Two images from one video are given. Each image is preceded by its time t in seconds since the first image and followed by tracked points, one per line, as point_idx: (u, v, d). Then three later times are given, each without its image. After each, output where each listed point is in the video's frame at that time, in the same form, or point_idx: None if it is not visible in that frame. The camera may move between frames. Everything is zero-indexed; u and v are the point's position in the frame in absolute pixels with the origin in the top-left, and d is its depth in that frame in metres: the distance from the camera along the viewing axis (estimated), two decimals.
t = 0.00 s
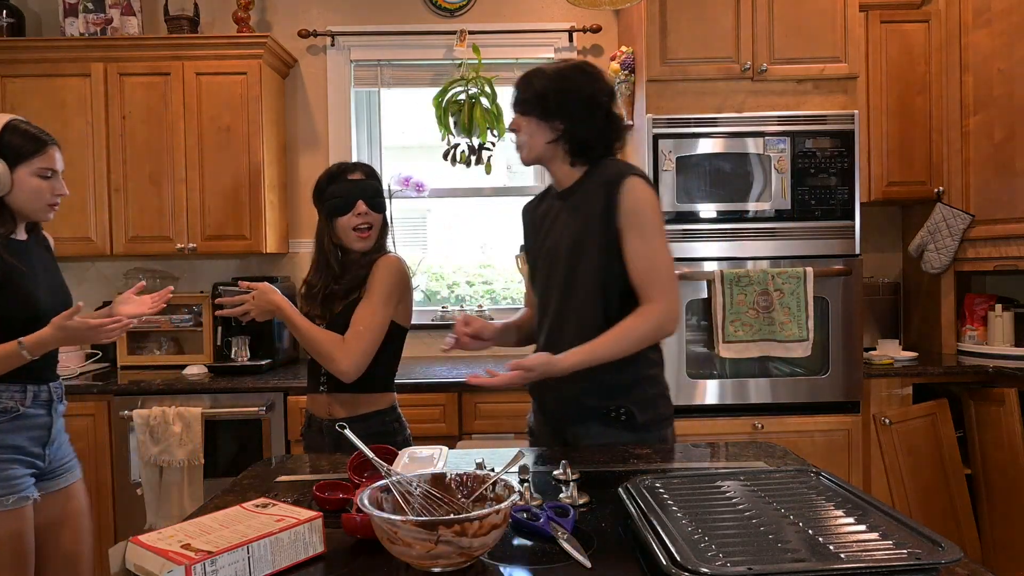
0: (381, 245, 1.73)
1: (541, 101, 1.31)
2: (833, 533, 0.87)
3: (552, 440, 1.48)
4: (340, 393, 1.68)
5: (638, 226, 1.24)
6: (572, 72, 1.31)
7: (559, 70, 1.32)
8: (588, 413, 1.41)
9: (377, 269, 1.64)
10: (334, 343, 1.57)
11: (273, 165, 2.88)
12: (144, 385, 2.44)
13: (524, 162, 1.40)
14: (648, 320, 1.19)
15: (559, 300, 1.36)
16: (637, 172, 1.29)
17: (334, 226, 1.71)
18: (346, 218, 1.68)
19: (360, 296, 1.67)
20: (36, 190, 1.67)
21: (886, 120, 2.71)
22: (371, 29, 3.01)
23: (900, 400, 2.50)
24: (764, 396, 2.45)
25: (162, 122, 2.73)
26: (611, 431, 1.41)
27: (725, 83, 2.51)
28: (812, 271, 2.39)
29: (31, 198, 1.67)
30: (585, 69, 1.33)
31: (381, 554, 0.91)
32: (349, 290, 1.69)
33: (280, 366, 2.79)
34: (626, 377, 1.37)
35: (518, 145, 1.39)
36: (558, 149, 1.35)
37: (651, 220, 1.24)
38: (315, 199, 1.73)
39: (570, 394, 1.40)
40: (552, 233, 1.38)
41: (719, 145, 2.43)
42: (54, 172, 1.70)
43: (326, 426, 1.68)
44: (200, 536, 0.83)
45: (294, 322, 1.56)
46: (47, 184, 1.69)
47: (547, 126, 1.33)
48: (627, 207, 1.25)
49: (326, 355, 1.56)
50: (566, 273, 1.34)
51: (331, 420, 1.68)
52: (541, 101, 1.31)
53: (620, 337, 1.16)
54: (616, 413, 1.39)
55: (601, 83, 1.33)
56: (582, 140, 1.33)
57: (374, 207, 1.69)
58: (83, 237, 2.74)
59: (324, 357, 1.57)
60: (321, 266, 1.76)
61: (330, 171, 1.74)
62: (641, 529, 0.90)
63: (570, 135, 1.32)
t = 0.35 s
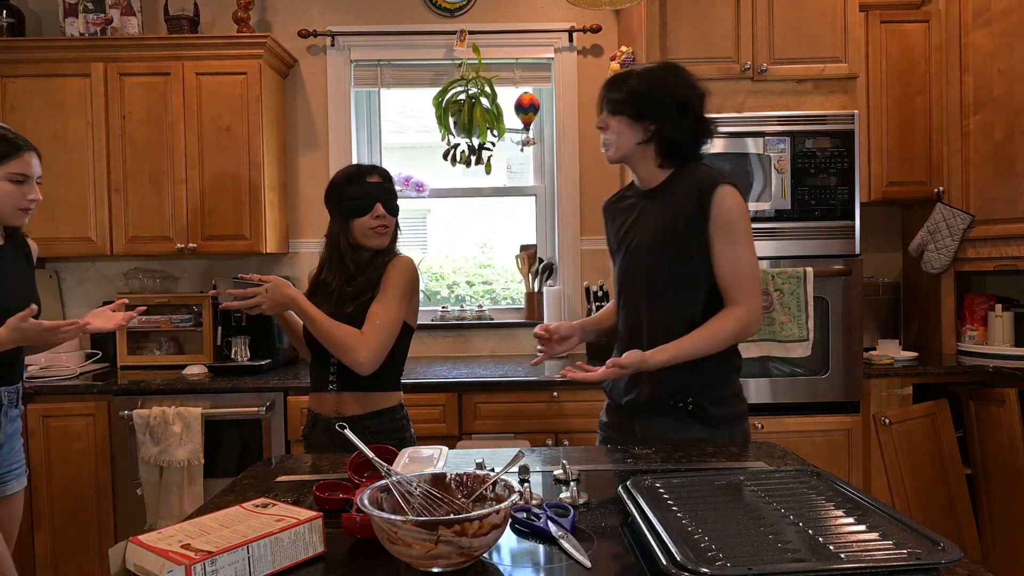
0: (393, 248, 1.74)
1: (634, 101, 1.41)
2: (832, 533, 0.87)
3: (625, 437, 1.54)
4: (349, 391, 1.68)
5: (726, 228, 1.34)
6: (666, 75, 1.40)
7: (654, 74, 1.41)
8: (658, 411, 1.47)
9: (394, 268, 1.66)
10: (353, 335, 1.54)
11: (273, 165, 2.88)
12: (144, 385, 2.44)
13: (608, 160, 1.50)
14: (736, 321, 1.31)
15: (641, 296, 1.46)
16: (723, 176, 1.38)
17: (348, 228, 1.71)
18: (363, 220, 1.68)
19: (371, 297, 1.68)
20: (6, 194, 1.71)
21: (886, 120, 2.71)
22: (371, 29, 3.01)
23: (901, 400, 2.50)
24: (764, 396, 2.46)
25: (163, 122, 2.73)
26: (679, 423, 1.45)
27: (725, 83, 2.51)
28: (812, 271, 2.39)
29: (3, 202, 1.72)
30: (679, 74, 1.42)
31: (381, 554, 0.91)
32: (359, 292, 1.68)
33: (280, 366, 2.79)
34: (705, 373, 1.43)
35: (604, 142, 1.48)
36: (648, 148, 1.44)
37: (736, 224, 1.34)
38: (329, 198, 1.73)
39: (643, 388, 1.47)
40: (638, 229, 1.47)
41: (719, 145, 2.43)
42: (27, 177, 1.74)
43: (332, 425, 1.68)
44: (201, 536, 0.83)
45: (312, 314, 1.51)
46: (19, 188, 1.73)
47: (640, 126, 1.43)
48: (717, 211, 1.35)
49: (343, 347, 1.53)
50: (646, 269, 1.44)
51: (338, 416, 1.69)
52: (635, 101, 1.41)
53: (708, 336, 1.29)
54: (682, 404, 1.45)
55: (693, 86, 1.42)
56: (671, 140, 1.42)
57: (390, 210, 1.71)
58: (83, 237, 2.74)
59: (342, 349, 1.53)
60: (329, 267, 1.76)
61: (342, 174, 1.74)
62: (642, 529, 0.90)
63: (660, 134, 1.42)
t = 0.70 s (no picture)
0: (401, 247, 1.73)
1: (673, 97, 1.44)
2: (832, 533, 0.87)
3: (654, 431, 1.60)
4: (361, 390, 1.69)
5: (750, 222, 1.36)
6: (705, 73, 1.43)
7: (692, 72, 1.44)
8: (667, 407, 1.53)
9: (406, 271, 1.67)
10: (384, 339, 1.57)
11: (273, 165, 2.88)
12: (144, 385, 2.44)
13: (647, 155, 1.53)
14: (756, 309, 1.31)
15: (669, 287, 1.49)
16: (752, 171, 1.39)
17: (358, 228, 1.70)
18: (375, 221, 1.67)
19: (383, 298, 1.69)
20: None
21: (886, 120, 2.71)
22: (372, 29, 3.01)
23: (901, 400, 2.51)
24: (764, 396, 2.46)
25: (163, 122, 2.73)
26: (691, 418, 1.49)
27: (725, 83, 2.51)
28: (812, 271, 2.39)
29: None
30: (719, 72, 1.44)
31: (381, 554, 0.91)
32: (372, 292, 1.69)
33: (280, 366, 2.79)
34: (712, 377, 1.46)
35: (644, 137, 1.52)
36: (688, 146, 1.49)
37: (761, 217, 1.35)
38: (340, 197, 1.70)
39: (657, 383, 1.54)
40: (673, 222, 1.51)
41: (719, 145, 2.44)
42: None
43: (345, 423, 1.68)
44: (201, 536, 0.83)
45: (336, 320, 1.52)
46: None
47: (681, 125, 1.46)
48: (742, 204, 1.36)
49: (377, 352, 1.56)
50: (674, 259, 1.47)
51: (353, 416, 1.68)
52: (676, 97, 1.43)
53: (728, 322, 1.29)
54: (692, 399, 1.48)
55: (735, 85, 1.44)
56: (709, 137, 1.45)
57: (400, 211, 1.70)
58: (83, 237, 2.74)
59: (375, 354, 1.56)
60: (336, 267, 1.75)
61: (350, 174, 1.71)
62: (642, 529, 0.90)
63: (699, 132, 1.45)
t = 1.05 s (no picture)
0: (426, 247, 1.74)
1: (722, 98, 1.44)
2: (833, 533, 0.87)
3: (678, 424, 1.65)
4: (391, 388, 1.69)
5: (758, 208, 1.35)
6: (751, 74, 1.44)
7: (742, 73, 1.45)
8: (682, 398, 1.59)
9: (440, 273, 1.71)
10: (443, 342, 1.61)
11: (273, 165, 2.88)
12: (144, 385, 2.44)
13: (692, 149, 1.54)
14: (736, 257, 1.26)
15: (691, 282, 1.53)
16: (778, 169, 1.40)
17: (382, 227, 1.70)
18: (401, 220, 1.67)
19: (406, 297, 1.70)
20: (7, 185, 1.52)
21: (886, 120, 2.71)
22: (372, 29, 3.01)
23: (900, 400, 2.51)
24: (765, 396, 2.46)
25: (163, 122, 2.72)
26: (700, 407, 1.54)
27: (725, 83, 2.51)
28: (813, 271, 2.39)
29: (6, 196, 1.52)
30: (768, 75, 1.45)
31: (380, 554, 0.91)
32: (401, 292, 1.70)
33: (280, 366, 2.79)
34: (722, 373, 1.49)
35: (691, 132, 1.52)
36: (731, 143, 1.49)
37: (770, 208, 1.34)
38: (364, 195, 1.69)
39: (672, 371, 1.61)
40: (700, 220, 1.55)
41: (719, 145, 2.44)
42: (27, 166, 1.56)
43: (375, 422, 1.68)
44: (201, 536, 0.83)
45: (393, 324, 1.55)
46: (20, 179, 1.54)
47: (725, 122, 1.46)
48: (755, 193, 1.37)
49: (436, 356, 1.60)
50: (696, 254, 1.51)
51: (379, 416, 1.68)
52: (727, 98, 1.43)
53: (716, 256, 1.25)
54: (698, 386, 1.53)
55: (782, 90, 1.44)
56: (753, 139, 1.46)
57: (426, 211, 1.71)
58: (83, 237, 2.74)
59: (435, 357, 1.60)
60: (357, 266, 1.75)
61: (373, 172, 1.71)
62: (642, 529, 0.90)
63: (745, 132, 1.46)
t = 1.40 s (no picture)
0: (462, 246, 1.76)
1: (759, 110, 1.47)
2: (832, 533, 0.87)
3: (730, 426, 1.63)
4: (446, 388, 1.69)
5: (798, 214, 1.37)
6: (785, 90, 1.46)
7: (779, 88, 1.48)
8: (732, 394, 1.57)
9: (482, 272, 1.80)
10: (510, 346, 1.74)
11: (273, 165, 2.88)
12: (145, 384, 2.44)
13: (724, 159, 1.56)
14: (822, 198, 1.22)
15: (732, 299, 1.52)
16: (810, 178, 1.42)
17: (420, 226, 1.70)
18: (438, 220, 1.68)
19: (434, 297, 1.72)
20: (103, 189, 1.45)
21: (886, 120, 2.72)
22: (372, 29, 3.01)
23: (901, 400, 2.51)
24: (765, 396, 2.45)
25: (162, 122, 2.73)
26: (749, 402, 1.53)
27: (725, 83, 2.51)
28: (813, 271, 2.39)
29: (100, 198, 1.45)
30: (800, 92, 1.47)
31: (380, 554, 0.91)
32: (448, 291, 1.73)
33: (280, 366, 2.79)
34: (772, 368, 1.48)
35: (724, 142, 1.55)
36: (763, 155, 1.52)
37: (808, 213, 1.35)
38: (398, 195, 1.68)
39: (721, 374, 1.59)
40: (732, 228, 1.55)
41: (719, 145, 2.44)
42: (120, 169, 1.48)
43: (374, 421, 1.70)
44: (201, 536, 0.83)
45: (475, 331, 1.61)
46: (115, 181, 1.47)
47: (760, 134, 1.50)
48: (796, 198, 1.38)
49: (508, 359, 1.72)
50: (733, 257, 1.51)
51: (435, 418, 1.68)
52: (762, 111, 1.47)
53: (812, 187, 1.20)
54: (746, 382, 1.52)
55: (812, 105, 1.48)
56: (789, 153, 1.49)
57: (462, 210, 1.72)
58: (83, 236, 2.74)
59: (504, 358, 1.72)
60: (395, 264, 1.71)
61: (408, 172, 1.68)
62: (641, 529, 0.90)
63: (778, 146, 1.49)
